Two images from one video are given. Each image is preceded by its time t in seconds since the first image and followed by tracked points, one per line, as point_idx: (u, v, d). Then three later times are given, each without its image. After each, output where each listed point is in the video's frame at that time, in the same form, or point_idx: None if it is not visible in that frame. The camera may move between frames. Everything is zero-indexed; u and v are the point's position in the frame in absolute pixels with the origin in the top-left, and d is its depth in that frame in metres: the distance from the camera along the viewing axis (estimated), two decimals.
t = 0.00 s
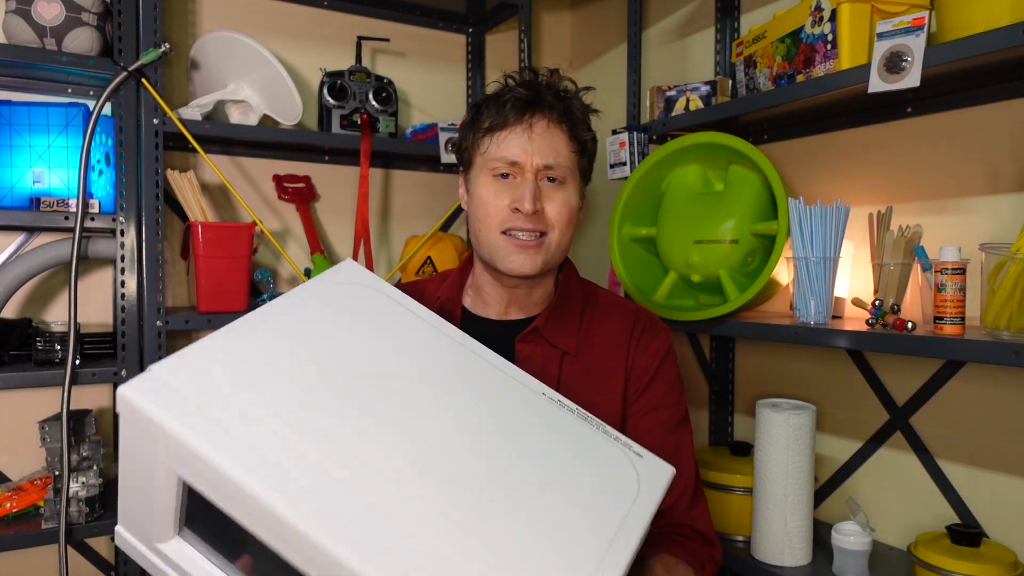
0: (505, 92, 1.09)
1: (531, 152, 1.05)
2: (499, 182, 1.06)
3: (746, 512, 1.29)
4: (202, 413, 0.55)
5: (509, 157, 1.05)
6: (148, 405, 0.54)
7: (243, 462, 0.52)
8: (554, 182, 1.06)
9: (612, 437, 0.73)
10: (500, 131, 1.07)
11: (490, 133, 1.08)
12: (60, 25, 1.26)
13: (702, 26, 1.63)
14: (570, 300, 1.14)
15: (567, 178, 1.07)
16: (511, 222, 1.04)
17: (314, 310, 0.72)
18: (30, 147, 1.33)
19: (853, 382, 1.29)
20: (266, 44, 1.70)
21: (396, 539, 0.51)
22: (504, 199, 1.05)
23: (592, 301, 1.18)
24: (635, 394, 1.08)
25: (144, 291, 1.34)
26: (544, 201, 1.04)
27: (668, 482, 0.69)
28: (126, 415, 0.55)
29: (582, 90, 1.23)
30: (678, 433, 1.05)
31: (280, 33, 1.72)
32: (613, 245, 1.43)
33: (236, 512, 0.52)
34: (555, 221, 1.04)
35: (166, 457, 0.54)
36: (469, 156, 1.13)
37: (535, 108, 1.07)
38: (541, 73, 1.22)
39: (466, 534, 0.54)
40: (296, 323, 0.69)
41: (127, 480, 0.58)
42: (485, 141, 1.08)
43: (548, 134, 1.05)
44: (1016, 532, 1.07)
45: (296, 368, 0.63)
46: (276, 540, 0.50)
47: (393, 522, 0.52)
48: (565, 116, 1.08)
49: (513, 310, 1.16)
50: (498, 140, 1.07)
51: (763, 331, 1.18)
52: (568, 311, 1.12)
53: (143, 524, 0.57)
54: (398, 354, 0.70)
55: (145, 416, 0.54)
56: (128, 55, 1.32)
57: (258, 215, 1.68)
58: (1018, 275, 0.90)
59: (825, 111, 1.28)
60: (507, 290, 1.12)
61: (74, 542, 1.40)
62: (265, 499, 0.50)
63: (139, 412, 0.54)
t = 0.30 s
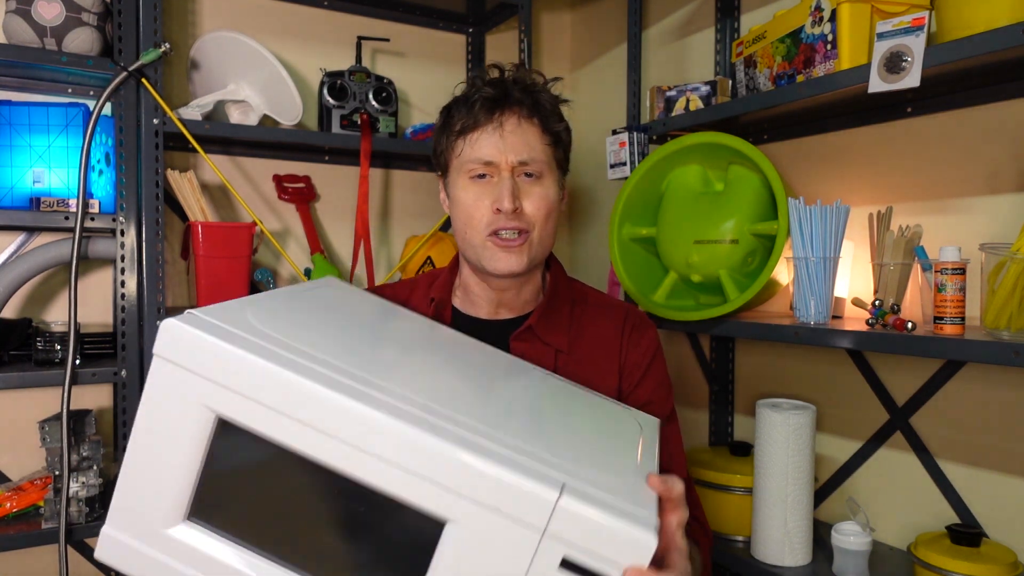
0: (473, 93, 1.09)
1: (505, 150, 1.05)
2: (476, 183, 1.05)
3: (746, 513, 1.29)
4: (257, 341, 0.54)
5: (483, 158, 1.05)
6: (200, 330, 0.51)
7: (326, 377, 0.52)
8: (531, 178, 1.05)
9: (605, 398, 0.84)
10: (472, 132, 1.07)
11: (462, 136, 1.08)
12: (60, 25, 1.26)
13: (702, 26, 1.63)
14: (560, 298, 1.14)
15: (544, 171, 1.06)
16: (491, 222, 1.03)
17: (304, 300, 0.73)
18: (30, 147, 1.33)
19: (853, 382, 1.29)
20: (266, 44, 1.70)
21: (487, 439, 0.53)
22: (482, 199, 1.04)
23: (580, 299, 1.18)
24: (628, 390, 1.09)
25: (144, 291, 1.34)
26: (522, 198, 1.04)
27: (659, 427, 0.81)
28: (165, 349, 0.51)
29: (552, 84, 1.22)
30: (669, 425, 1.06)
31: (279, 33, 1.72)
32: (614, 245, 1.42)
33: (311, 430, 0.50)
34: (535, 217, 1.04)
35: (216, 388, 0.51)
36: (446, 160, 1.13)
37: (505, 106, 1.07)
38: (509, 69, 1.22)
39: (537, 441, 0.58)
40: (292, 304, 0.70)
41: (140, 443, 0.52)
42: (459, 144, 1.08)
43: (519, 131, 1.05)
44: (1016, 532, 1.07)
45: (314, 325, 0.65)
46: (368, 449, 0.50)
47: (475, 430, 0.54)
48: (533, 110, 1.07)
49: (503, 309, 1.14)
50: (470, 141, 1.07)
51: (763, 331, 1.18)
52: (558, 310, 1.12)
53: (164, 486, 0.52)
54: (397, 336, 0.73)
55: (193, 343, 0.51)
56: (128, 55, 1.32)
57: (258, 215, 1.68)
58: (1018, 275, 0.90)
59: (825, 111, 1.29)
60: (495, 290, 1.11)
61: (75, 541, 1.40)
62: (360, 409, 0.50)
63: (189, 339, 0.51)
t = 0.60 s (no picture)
0: (473, 93, 1.09)
1: (505, 149, 1.04)
2: (476, 182, 1.05)
3: (746, 513, 1.29)
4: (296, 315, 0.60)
5: (484, 157, 1.04)
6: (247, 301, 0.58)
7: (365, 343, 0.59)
8: (531, 178, 1.05)
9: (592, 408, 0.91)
10: (473, 133, 1.07)
11: (462, 136, 1.08)
12: (60, 25, 1.26)
13: (702, 26, 1.63)
14: (558, 295, 1.13)
15: (543, 171, 1.06)
16: (490, 220, 1.02)
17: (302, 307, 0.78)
18: (30, 147, 1.33)
19: (854, 382, 1.29)
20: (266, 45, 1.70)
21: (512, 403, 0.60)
22: (482, 198, 1.03)
23: (576, 295, 1.18)
24: (626, 386, 1.10)
25: (144, 292, 1.34)
26: (522, 197, 1.03)
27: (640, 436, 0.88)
28: (213, 318, 0.57)
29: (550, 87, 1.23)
30: (667, 420, 1.08)
31: (279, 33, 1.72)
32: (613, 245, 1.42)
33: (355, 390, 0.57)
34: (535, 216, 1.03)
35: (261, 354, 0.57)
36: (444, 161, 1.12)
37: (504, 106, 1.07)
38: (506, 71, 1.23)
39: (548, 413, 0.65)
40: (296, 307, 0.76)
41: (178, 411, 0.58)
42: (459, 144, 1.08)
43: (519, 132, 1.05)
44: (1016, 531, 1.07)
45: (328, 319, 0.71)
46: (407, 407, 0.57)
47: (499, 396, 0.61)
48: (532, 111, 1.08)
49: (502, 309, 1.14)
50: (470, 141, 1.06)
51: (762, 331, 1.18)
52: (557, 309, 1.11)
53: (205, 451, 0.58)
54: (394, 342, 0.79)
55: (241, 314, 0.57)
56: (128, 55, 1.32)
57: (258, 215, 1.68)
58: (1018, 275, 0.90)
59: (824, 111, 1.29)
60: (494, 289, 1.10)
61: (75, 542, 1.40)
62: (400, 370, 0.57)
63: (236, 309, 0.57)
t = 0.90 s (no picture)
0: (473, 95, 1.09)
1: (504, 152, 1.04)
2: (476, 185, 1.05)
3: (746, 512, 1.29)
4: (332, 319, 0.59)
5: (483, 160, 1.04)
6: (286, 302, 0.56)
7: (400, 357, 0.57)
8: (531, 180, 1.05)
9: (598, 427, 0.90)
10: (472, 136, 1.06)
11: (461, 138, 1.07)
12: (60, 25, 1.26)
13: (702, 26, 1.63)
14: (560, 298, 1.14)
15: (543, 173, 1.06)
16: (490, 224, 1.03)
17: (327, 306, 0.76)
18: (30, 147, 1.33)
19: (854, 382, 1.29)
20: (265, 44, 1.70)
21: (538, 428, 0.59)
22: (481, 202, 1.04)
23: (580, 297, 1.18)
24: (628, 388, 1.10)
25: (144, 292, 1.34)
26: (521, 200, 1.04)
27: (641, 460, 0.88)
28: (249, 316, 0.56)
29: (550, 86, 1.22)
30: (671, 421, 1.09)
31: (279, 33, 1.72)
32: (614, 245, 1.42)
33: (384, 404, 0.55)
34: (534, 219, 1.04)
35: (293, 358, 0.56)
36: (445, 163, 1.12)
37: (503, 109, 1.07)
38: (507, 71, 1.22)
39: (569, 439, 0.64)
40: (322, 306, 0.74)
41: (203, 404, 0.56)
42: (458, 147, 1.08)
43: (518, 134, 1.05)
44: (1016, 531, 1.07)
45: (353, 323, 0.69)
46: (437, 426, 0.55)
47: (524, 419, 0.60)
48: (532, 113, 1.07)
49: (503, 311, 1.13)
50: (470, 144, 1.06)
51: (762, 331, 1.18)
52: (559, 312, 1.12)
53: (224, 448, 0.57)
54: (411, 348, 0.78)
55: (278, 314, 0.56)
56: (128, 55, 1.32)
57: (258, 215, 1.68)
58: (1018, 275, 0.90)
59: (824, 111, 1.29)
60: (495, 292, 1.10)
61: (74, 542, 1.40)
62: (433, 387, 0.55)
63: (274, 310, 0.56)
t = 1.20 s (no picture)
0: (468, 95, 1.09)
1: (500, 150, 1.04)
2: (472, 186, 1.03)
3: (745, 512, 1.29)
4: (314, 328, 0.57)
5: (479, 160, 1.03)
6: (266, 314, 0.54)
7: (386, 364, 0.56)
8: (527, 181, 1.03)
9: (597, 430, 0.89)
10: (467, 134, 1.07)
11: (456, 138, 1.08)
12: (60, 25, 1.26)
13: (702, 26, 1.63)
14: (557, 299, 1.14)
15: (539, 174, 1.04)
16: (484, 225, 1.01)
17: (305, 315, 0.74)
18: (30, 147, 1.33)
19: (853, 382, 1.29)
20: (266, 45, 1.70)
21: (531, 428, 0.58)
22: (476, 201, 1.02)
23: (577, 299, 1.19)
24: (628, 388, 1.10)
25: (144, 292, 1.34)
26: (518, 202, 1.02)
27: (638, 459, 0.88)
28: (229, 329, 0.54)
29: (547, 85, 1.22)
30: (672, 421, 1.08)
31: (279, 33, 1.72)
32: (613, 245, 1.42)
33: (374, 412, 0.54)
34: (530, 221, 1.02)
35: (277, 371, 0.54)
36: (440, 163, 1.13)
37: (499, 108, 1.07)
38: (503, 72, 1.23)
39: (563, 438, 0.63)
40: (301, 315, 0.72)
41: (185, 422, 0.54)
42: (453, 146, 1.09)
43: (514, 132, 1.05)
44: (1016, 531, 1.07)
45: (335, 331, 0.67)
46: (429, 432, 0.54)
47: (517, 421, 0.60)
48: (527, 112, 1.08)
49: (500, 312, 1.13)
50: (464, 143, 1.07)
51: (762, 332, 1.18)
52: (556, 313, 1.12)
53: (212, 466, 0.55)
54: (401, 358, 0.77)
55: (260, 326, 0.54)
56: (128, 55, 1.32)
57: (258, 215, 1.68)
58: (1018, 275, 0.90)
59: (824, 111, 1.29)
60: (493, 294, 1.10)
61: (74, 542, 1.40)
62: (423, 392, 0.54)
63: (253, 321, 0.54)
